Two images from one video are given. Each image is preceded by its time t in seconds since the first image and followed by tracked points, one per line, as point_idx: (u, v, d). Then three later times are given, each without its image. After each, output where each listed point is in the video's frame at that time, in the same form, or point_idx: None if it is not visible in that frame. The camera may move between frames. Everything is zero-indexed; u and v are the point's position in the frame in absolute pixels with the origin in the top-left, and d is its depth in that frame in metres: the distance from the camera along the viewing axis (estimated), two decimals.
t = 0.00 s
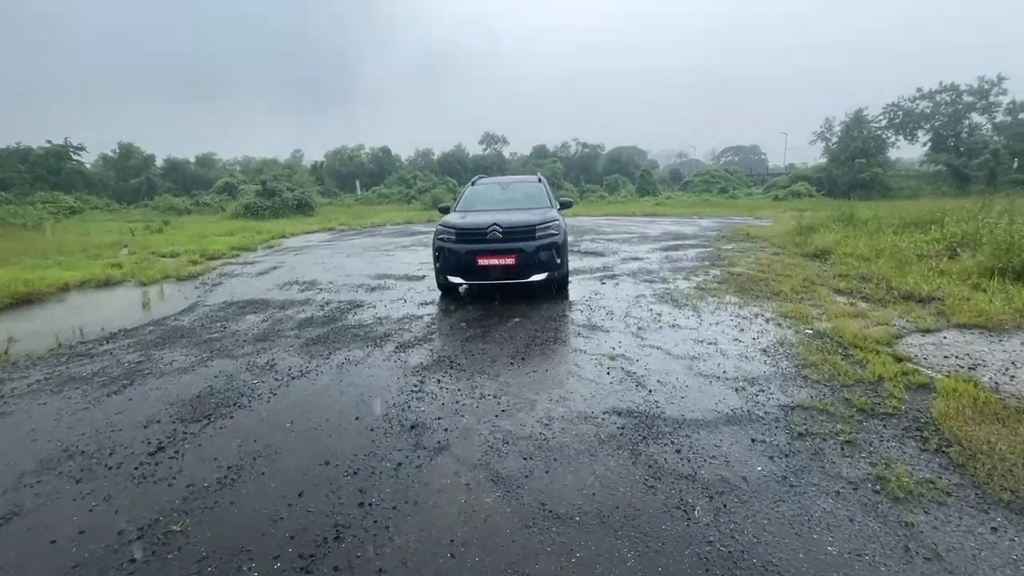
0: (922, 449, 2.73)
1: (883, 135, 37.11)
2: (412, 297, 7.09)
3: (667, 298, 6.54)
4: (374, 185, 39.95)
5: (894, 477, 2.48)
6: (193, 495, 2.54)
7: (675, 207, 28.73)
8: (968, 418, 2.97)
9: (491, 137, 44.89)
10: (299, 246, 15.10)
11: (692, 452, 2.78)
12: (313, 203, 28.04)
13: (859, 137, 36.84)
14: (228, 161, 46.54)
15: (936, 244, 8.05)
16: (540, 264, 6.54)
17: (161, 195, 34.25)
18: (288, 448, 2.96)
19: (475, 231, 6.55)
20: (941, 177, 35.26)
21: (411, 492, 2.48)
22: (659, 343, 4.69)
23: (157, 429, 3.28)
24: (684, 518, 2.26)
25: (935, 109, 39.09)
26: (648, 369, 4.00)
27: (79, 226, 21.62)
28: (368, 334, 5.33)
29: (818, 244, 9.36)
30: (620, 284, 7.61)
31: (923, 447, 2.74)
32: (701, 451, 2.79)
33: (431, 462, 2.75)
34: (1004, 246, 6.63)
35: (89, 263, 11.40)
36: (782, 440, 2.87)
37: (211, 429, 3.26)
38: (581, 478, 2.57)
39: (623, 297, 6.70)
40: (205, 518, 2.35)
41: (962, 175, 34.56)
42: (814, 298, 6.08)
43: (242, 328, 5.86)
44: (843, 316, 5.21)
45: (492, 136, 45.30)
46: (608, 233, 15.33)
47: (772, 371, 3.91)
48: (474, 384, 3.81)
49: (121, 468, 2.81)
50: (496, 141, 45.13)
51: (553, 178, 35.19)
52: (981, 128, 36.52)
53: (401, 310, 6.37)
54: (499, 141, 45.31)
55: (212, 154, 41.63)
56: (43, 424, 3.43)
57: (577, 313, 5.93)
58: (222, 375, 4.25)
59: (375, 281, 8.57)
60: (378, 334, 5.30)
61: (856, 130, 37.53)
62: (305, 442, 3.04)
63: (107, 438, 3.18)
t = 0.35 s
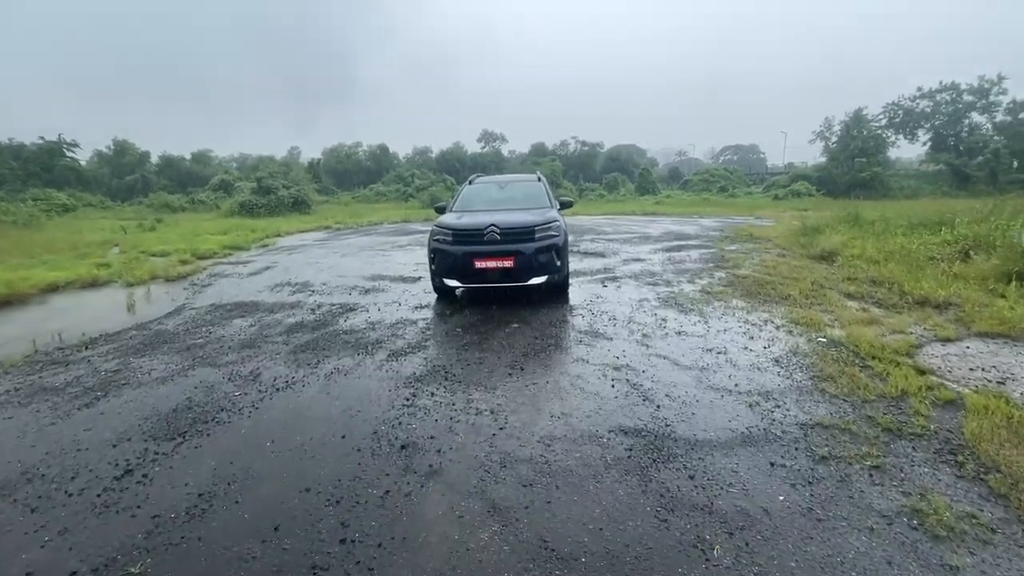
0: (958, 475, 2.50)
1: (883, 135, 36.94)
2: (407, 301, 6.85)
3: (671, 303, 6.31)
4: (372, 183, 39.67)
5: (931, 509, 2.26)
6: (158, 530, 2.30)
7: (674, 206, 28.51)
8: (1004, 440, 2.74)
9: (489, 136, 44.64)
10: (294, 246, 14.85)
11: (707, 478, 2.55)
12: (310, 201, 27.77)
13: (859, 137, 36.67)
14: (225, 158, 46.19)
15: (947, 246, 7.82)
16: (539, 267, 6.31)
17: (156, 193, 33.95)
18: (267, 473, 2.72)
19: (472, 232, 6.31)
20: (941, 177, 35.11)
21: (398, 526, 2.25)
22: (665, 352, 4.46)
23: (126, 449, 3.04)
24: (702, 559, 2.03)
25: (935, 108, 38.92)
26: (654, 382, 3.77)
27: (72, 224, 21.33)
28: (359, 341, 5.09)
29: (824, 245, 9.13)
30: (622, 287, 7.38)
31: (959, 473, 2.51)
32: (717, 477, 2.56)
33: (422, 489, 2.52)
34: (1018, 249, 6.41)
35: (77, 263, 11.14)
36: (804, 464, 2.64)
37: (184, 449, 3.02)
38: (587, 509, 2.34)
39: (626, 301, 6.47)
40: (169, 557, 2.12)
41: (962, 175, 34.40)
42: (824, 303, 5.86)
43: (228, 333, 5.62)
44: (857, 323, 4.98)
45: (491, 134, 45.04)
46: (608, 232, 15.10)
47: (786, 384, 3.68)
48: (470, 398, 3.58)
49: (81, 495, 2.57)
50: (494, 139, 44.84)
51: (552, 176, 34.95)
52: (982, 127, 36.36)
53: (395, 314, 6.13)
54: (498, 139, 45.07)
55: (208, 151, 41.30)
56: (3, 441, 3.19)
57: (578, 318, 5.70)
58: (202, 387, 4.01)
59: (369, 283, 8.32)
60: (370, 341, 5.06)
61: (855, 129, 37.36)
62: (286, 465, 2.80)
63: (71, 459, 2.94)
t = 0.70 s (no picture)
0: (1008, 503, 2.25)
1: (885, 135, 36.71)
2: (402, 301, 6.59)
3: (678, 305, 6.05)
4: (370, 181, 39.38)
5: (984, 544, 2.01)
6: (113, 564, 2.05)
7: (675, 205, 28.27)
8: None
9: (489, 133, 44.37)
10: (289, 243, 14.58)
11: (731, 504, 2.29)
12: (307, 198, 27.48)
13: (861, 136, 36.43)
14: (223, 155, 45.84)
15: (961, 247, 7.57)
16: (540, 266, 6.05)
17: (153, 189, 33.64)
18: (241, 495, 2.47)
19: (471, 230, 6.05)
20: (943, 177, 34.89)
21: (384, 562, 2.00)
22: (675, 358, 4.20)
23: (90, 464, 2.78)
24: None
25: (937, 108, 38.69)
26: (665, 392, 3.52)
27: (65, 220, 21.03)
28: (351, 344, 4.83)
29: (832, 246, 8.88)
30: (626, 288, 7.11)
31: (1009, 501, 2.26)
32: (741, 502, 2.30)
33: (412, 515, 2.26)
34: None
35: (66, 260, 10.86)
36: (835, 488, 2.39)
37: (153, 465, 2.76)
38: (596, 541, 2.08)
39: (630, 303, 6.20)
40: None
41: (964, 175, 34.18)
42: (838, 306, 5.60)
43: (214, 335, 5.36)
44: (876, 327, 4.72)
45: (490, 131, 44.76)
46: (610, 231, 14.85)
47: (807, 395, 3.42)
48: (468, 409, 3.32)
49: (31, 521, 2.31)
50: (494, 137, 44.53)
51: (552, 175, 34.70)
52: (984, 128, 36.17)
53: (389, 316, 5.85)
54: (498, 137, 44.80)
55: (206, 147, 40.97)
56: None
57: (581, 320, 5.44)
58: (180, 395, 3.74)
59: (364, 283, 8.06)
60: (362, 345, 4.80)
61: (857, 129, 37.14)
62: (263, 485, 2.55)
63: (28, 476, 2.68)
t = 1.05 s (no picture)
0: None
1: (888, 135, 36.45)
2: (399, 305, 6.32)
3: (687, 312, 5.77)
4: (370, 177, 39.07)
5: None
6: None
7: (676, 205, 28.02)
8: None
9: (489, 130, 44.08)
10: (285, 241, 14.28)
11: (763, 551, 2.03)
12: (306, 194, 27.19)
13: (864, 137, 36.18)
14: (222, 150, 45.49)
15: (979, 252, 7.30)
16: (543, 270, 5.77)
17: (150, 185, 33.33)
18: (210, 534, 2.20)
19: (471, 232, 5.77)
20: (947, 179, 34.64)
21: None
22: (688, 372, 3.93)
23: (46, 495, 2.51)
24: None
25: (941, 109, 38.43)
26: (681, 412, 3.24)
27: (59, 215, 20.72)
28: (343, 352, 4.55)
29: (844, 249, 8.61)
30: (631, 293, 6.84)
31: None
32: (776, 550, 2.03)
33: (402, 563, 2.00)
34: None
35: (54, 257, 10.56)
36: (882, 532, 2.12)
37: (116, 496, 2.49)
38: None
39: (636, 309, 5.93)
40: None
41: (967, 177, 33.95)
42: (856, 314, 5.33)
43: (199, 341, 5.08)
44: (901, 340, 4.45)
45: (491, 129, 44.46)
46: (612, 231, 14.58)
47: (835, 416, 3.15)
48: (466, 430, 3.05)
49: None
50: (495, 134, 44.21)
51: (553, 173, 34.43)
52: (988, 129, 35.91)
53: (385, 321, 5.57)
54: (499, 134, 44.52)
55: (204, 143, 40.62)
56: None
57: (587, 328, 5.17)
58: (155, 410, 3.46)
59: (360, 284, 7.77)
60: (355, 353, 4.52)
61: (860, 130, 36.88)
62: (236, 522, 2.28)
63: None
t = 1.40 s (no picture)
0: None
1: (889, 137, 36.28)
2: (394, 308, 6.08)
3: (694, 318, 5.54)
4: (369, 176, 38.83)
5: None
6: None
7: (676, 206, 27.83)
8: None
9: (489, 129, 43.86)
10: (281, 240, 14.03)
11: None
12: (304, 192, 26.95)
13: (866, 138, 36.00)
14: (220, 148, 45.20)
15: (993, 257, 7.08)
16: (545, 273, 5.54)
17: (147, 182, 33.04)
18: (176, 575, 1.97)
19: (470, 233, 5.53)
20: (949, 181, 34.49)
21: None
22: (700, 385, 3.70)
23: None
24: None
25: (942, 111, 38.27)
26: (694, 431, 3.01)
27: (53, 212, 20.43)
28: (333, 360, 4.32)
29: (852, 253, 8.39)
30: (635, 297, 6.60)
31: None
32: None
33: None
34: None
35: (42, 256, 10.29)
36: None
37: (74, 527, 2.25)
38: None
39: (641, 314, 5.70)
40: None
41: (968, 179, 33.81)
42: (872, 322, 5.11)
43: (183, 346, 4.83)
44: (922, 351, 4.22)
45: (491, 128, 44.23)
46: (613, 232, 14.36)
47: (861, 436, 2.92)
48: (462, 449, 2.81)
49: None
50: (495, 133, 43.98)
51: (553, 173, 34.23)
52: (990, 131, 35.77)
53: (379, 325, 5.33)
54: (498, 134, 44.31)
55: (202, 140, 40.35)
56: None
57: (590, 334, 4.94)
58: (128, 424, 3.22)
59: (355, 286, 7.53)
60: (346, 361, 4.28)
61: (861, 131, 36.72)
62: (204, 560, 2.05)
63: None
